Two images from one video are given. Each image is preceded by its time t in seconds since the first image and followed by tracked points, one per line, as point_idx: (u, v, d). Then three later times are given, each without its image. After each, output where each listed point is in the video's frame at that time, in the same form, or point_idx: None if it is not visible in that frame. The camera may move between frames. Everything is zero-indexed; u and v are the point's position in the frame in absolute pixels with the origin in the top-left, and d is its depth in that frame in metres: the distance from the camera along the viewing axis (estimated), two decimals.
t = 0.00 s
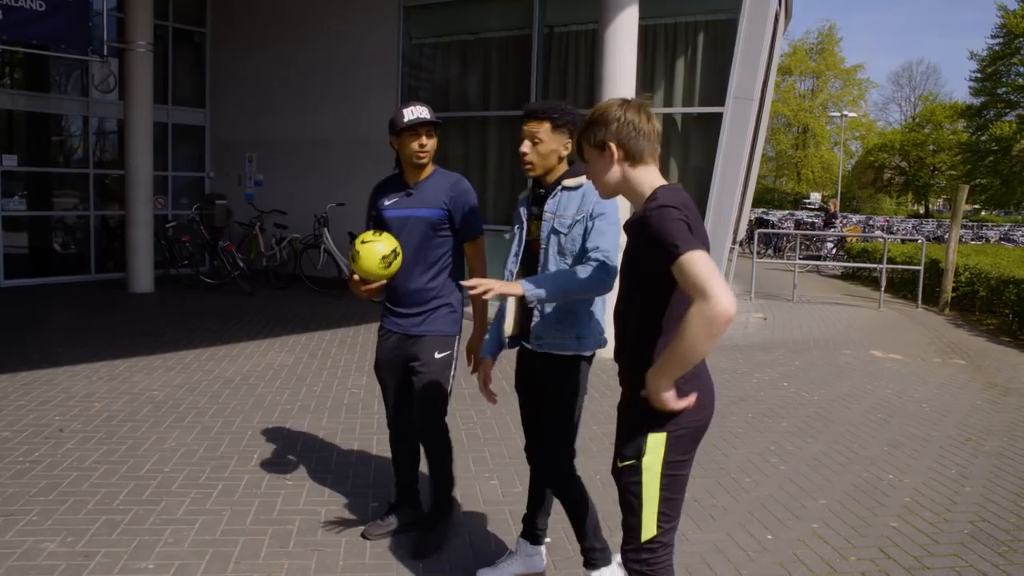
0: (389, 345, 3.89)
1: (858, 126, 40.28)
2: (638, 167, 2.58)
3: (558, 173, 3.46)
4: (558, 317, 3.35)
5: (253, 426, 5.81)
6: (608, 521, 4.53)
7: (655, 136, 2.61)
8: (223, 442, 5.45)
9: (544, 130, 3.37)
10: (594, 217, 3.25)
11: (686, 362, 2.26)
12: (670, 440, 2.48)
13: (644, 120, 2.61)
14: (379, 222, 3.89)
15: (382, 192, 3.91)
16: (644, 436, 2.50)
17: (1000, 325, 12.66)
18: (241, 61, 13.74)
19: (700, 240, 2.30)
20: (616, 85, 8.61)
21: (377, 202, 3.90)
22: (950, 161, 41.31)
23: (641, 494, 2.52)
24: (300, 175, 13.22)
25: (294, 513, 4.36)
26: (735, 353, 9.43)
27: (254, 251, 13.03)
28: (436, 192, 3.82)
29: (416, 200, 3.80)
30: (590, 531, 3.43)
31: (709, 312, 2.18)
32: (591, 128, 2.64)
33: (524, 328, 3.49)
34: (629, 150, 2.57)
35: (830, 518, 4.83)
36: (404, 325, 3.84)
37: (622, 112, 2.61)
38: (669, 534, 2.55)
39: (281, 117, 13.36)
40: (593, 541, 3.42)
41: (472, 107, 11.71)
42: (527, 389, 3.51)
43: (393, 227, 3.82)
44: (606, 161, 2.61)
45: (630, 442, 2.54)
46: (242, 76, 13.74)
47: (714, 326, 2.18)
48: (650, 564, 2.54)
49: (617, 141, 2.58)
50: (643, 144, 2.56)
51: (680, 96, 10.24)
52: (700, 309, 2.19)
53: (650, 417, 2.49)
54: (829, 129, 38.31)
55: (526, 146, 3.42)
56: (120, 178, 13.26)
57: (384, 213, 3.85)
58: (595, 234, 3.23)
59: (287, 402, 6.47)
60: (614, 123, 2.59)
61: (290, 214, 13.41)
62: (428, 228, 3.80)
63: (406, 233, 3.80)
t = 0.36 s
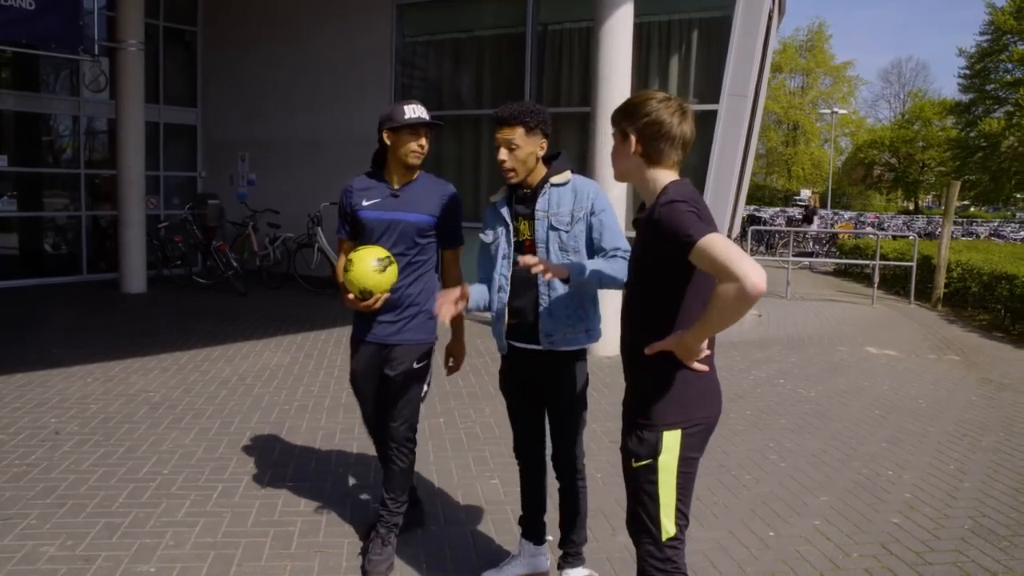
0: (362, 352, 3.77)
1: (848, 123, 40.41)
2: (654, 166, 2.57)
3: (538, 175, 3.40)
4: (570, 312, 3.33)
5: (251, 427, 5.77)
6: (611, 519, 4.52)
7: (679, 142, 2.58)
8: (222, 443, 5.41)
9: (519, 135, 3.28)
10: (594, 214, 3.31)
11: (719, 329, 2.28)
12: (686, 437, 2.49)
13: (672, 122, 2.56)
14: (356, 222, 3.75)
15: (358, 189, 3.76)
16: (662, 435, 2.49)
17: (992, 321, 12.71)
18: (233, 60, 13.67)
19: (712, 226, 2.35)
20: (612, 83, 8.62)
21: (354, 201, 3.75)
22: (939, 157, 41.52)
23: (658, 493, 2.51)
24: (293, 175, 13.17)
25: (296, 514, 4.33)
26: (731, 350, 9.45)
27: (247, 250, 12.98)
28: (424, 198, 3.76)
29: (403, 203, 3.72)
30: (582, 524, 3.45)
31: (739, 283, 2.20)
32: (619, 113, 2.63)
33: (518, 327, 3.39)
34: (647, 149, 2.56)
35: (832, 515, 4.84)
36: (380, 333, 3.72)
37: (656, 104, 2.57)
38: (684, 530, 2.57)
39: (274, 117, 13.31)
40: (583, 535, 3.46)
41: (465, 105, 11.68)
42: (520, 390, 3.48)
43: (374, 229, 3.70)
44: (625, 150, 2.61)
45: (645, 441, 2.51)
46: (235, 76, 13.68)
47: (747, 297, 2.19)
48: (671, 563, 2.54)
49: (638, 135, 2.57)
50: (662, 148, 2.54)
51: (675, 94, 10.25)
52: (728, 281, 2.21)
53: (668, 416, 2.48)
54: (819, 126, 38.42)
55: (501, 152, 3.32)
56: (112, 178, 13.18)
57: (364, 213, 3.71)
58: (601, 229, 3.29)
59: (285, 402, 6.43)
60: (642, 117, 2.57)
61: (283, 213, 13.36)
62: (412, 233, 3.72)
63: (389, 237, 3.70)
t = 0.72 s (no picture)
0: (327, 363, 3.45)
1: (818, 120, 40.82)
2: (691, 167, 2.63)
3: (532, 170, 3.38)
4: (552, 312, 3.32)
5: (233, 423, 5.71)
6: (599, 515, 4.53)
7: (716, 138, 2.61)
8: (203, 439, 5.34)
9: (510, 124, 3.25)
10: (589, 217, 3.31)
11: (740, 350, 2.42)
12: (714, 448, 2.63)
13: (710, 120, 2.59)
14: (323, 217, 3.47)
15: (325, 181, 3.47)
16: (689, 447, 2.62)
17: (962, 316, 12.92)
18: (208, 51, 13.49)
19: (745, 244, 2.43)
20: (593, 79, 8.63)
21: (320, 195, 3.46)
22: (907, 155, 42.13)
23: (690, 502, 2.65)
24: (269, 168, 13.05)
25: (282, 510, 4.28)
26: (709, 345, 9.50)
27: (222, 243, 12.85)
28: (399, 192, 3.51)
29: (378, 199, 3.47)
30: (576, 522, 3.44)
31: (765, 314, 2.31)
32: (656, 110, 2.66)
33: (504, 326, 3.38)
34: (684, 149, 2.61)
35: (815, 508, 4.89)
36: (362, 335, 3.50)
37: (692, 102, 2.60)
38: (720, 538, 2.70)
39: (249, 109, 13.16)
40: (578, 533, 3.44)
41: (443, 99, 11.62)
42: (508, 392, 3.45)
43: (347, 225, 3.45)
44: (662, 149, 2.67)
45: (672, 453, 2.65)
46: (210, 67, 13.50)
47: (770, 329, 2.32)
48: (708, 570, 2.68)
49: (675, 134, 2.62)
50: (699, 148, 2.59)
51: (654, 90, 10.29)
52: (754, 311, 2.32)
53: (696, 428, 2.62)
54: (790, 123, 38.74)
55: (494, 140, 3.30)
56: (82, 169, 12.95)
57: (334, 209, 3.44)
58: (597, 234, 3.30)
59: (266, 398, 6.36)
60: (679, 115, 2.60)
61: (259, 206, 13.24)
62: (387, 230, 3.48)
63: (363, 235, 3.47)
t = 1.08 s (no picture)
0: (305, 371, 3.40)
1: (792, 122, 41.22)
2: (696, 166, 2.65)
3: (548, 168, 3.33)
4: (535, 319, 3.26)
5: (213, 423, 5.65)
6: (584, 515, 4.53)
7: (722, 139, 2.64)
8: (183, 439, 5.28)
9: (523, 121, 3.24)
10: (574, 227, 3.18)
11: (741, 349, 2.44)
12: (706, 448, 2.67)
13: (717, 121, 2.62)
14: (290, 218, 3.36)
15: (286, 181, 3.36)
16: (682, 447, 2.65)
17: (935, 317, 13.09)
18: (184, 47, 13.35)
19: (750, 244, 2.46)
20: (574, 80, 8.65)
21: (284, 196, 3.35)
22: (879, 157, 42.70)
23: (680, 502, 2.68)
24: (246, 166, 12.95)
25: (266, 511, 4.24)
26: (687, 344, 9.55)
27: (197, 241, 12.72)
28: (360, 184, 3.54)
29: (345, 193, 3.46)
30: (570, 524, 3.45)
31: (772, 313, 2.34)
32: (662, 109, 2.67)
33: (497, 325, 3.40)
34: (691, 148, 2.62)
35: (796, 507, 4.93)
36: (341, 336, 3.45)
37: (698, 102, 2.62)
38: (707, 537, 2.73)
39: (225, 106, 13.04)
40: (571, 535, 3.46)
41: (423, 97, 11.59)
42: (496, 392, 3.43)
43: (319, 224, 3.39)
44: (667, 147, 2.67)
45: (665, 453, 2.67)
46: (186, 64, 13.36)
47: (777, 328, 2.35)
48: (696, 568, 2.71)
49: (682, 132, 2.62)
50: (706, 148, 2.61)
51: (634, 91, 10.33)
52: (763, 310, 2.35)
53: (689, 428, 2.65)
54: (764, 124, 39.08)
55: (508, 136, 3.29)
56: (55, 165, 12.76)
57: (303, 209, 3.36)
58: (573, 245, 3.17)
59: (246, 397, 6.31)
60: (687, 114, 2.61)
61: (235, 204, 13.14)
62: (356, 223, 3.49)
63: (336, 231, 3.43)
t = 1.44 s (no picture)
0: (316, 377, 3.38)
1: (773, 122, 41.49)
2: (682, 166, 2.67)
3: (564, 174, 3.32)
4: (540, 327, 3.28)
5: (203, 427, 5.61)
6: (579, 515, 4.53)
7: (700, 135, 2.64)
8: (173, 444, 5.23)
9: (541, 126, 3.23)
10: (582, 240, 3.17)
11: (735, 348, 2.44)
12: (699, 444, 2.68)
13: (692, 117, 2.64)
14: (298, 225, 3.31)
15: (291, 185, 3.29)
16: (676, 444, 2.67)
17: (917, 314, 13.21)
18: (165, 49, 13.27)
19: (744, 243, 2.47)
20: (561, 81, 8.67)
21: (293, 202, 3.28)
22: (858, 157, 43.12)
23: (675, 499, 2.69)
24: (229, 168, 12.88)
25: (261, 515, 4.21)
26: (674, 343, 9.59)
27: (181, 243, 12.64)
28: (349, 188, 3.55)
29: (343, 195, 3.47)
30: (575, 524, 3.46)
31: (767, 311, 2.34)
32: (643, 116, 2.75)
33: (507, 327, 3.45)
34: (672, 148, 2.65)
35: (788, 504, 4.97)
36: (343, 340, 3.46)
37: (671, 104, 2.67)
38: (703, 532, 2.76)
39: (208, 107, 12.97)
40: (574, 535, 3.47)
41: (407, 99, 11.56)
42: (493, 391, 3.47)
43: (325, 229, 3.38)
44: (652, 153, 2.73)
45: (659, 450, 2.69)
46: (168, 65, 13.26)
47: (771, 325, 2.35)
48: (692, 564, 2.74)
49: (660, 137, 2.69)
50: (684, 145, 2.63)
51: (619, 92, 10.36)
52: (758, 308, 2.35)
53: (682, 426, 2.67)
54: (745, 125, 39.31)
55: (525, 140, 3.29)
56: (35, 167, 12.62)
57: (311, 215, 3.33)
58: (582, 258, 3.16)
59: (235, 400, 6.26)
60: (663, 117, 2.67)
61: (219, 206, 13.06)
62: (352, 226, 3.53)
63: (337, 235, 3.45)
